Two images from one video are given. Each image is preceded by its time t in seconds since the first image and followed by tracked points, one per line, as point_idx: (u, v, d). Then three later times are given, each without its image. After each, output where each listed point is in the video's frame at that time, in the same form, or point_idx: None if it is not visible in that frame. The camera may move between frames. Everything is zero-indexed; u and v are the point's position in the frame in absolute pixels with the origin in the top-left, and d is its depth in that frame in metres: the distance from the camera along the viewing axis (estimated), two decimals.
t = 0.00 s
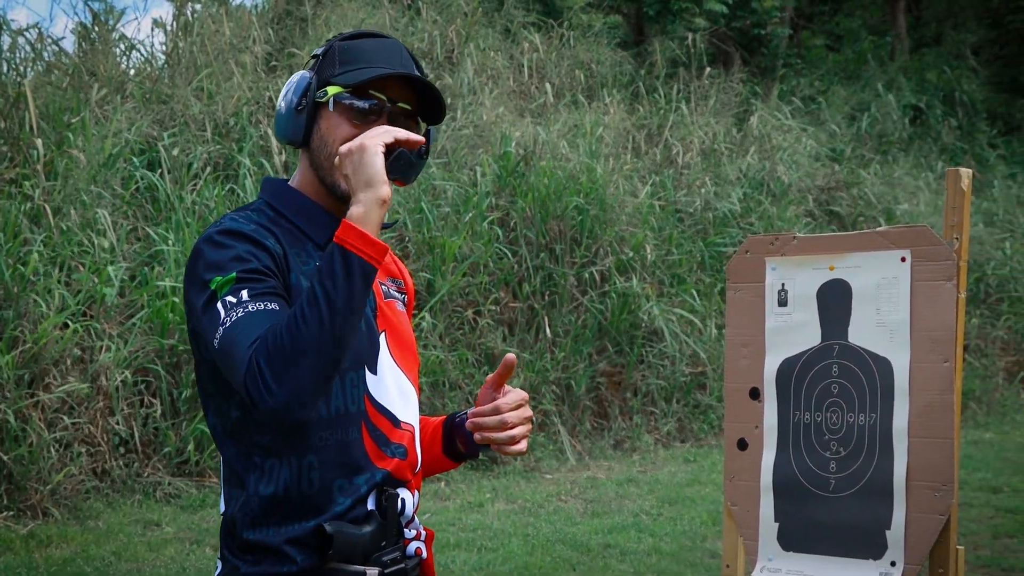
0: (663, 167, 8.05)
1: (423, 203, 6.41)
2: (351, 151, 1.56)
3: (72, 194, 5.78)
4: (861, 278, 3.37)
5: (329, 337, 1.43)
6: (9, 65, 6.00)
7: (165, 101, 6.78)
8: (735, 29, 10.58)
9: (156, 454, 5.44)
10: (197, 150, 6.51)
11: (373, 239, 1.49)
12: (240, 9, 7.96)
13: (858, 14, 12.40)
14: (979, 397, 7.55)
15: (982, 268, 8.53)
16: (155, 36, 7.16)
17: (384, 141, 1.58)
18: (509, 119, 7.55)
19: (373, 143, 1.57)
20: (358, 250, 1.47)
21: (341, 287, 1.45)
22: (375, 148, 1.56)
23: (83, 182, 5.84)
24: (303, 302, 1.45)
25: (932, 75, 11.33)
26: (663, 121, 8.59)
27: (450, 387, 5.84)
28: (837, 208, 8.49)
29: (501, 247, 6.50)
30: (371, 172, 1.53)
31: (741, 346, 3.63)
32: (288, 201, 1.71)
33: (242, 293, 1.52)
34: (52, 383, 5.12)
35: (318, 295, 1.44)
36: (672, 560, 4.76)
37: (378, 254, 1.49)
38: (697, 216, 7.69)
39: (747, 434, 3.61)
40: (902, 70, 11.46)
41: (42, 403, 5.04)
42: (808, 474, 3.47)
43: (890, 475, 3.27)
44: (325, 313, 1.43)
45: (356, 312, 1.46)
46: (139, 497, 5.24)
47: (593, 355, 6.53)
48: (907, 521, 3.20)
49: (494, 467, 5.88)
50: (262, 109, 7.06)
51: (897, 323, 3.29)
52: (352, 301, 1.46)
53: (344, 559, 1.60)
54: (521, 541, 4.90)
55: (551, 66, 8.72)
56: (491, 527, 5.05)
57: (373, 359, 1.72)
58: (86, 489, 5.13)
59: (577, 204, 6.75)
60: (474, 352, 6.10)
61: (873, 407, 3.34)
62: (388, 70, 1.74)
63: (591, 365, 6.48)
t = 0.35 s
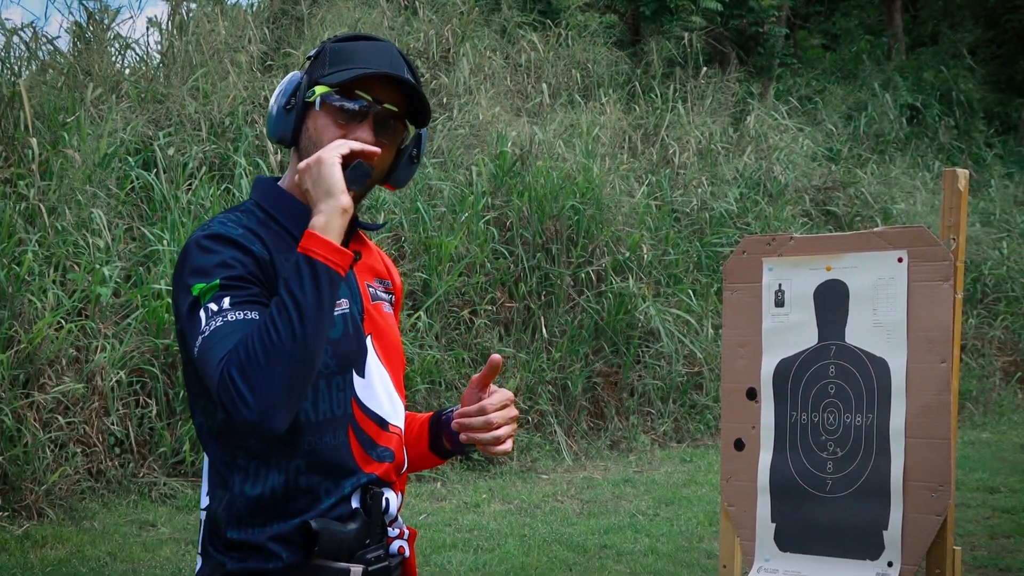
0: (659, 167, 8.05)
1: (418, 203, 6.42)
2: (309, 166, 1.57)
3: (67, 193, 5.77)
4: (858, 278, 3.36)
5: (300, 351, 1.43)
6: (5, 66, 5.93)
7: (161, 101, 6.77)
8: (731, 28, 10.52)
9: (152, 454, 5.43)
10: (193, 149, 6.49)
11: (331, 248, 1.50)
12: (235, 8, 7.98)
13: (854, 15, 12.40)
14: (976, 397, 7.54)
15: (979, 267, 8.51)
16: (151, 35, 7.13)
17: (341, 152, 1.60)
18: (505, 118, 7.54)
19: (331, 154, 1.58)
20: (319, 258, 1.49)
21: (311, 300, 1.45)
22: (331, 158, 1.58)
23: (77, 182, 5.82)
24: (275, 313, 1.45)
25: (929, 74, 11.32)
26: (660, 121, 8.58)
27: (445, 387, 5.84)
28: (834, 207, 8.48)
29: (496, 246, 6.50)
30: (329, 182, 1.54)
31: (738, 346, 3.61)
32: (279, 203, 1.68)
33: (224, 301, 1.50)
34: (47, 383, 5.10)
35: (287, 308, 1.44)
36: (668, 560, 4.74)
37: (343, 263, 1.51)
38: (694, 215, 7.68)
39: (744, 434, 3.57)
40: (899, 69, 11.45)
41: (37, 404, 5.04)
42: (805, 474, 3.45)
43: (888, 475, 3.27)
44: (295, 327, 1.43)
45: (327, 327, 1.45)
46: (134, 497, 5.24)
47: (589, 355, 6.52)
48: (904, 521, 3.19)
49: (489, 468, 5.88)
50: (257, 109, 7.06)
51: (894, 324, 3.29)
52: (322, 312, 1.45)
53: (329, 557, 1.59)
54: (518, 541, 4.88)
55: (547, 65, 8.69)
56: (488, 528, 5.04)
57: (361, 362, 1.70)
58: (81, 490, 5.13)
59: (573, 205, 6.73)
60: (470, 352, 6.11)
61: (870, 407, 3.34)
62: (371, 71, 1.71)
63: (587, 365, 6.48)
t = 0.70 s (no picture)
0: (659, 167, 8.04)
1: (418, 203, 6.42)
2: (323, 189, 1.51)
3: (67, 193, 5.76)
4: (859, 278, 3.36)
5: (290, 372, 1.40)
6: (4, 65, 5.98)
7: (160, 100, 6.75)
8: (731, 28, 10.53)
9: (151, 454, 5.42)
10: (192, 149, 6.48)
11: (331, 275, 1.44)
12: (234, 9, 7.99)
13: (854, 15, 12.39)
14: (975, 397, 7.54)
15: (978, 267, 8.50)
16: (150, 35, 7.14)
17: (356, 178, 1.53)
18: (505, 118, 7.53)
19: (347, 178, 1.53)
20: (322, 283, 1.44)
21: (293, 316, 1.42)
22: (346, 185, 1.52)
23: (77, 182, 5.81)
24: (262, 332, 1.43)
25: (928, 74, 11.32)
26: (659, 120, 8.58)
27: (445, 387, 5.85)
28: (834, 207, 8.47)
29: (496, 246, 6.50)
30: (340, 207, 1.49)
31: (739, 346, 3.59)
32: (273, 206, 1.70)
33: (215, 311, 1.50)
34: (47, 383, 5.10)
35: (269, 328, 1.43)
36: (669, 561, 4.73)
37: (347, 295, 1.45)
38: (694, 215, 7.68)
39: (744, 434, 3.56)
40: (899, 68, 11.44)
41: (36, 403, 5.04)
42: (806, 475, 3.44)
43: (889, 475, 3.26)
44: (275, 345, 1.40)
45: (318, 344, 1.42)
46: (133, 498, 5.24)
47: (589, 355, 6.52)
48: (905, 522, 3.19)
49: (489, 468, 5.87)
50: (257, 108, 7.06)
51: (895, 324, 3.28)
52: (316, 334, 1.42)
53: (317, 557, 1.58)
54: (518, 542, 4.88)
55: (547, 65, 8.69)
56: (487, 528, 5.04)
57: (353, 365, 1.70)
58: (80, 490, 5.14)
59: (572, 205, 6.71)
60: (470, 351, 6.10)
61: (871, 408, 3.34)
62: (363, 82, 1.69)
63: (587, 365, 6.48)
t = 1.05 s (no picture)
0: (659, 168, 8.05)
1: (418, 204, 6.42)
2: (319, 198, 1.53)
3: (68, 194, 5.76)
4: (861, 283, 3.36)
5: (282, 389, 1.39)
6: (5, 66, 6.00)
7: (160, 101, 6.75)
8: (731, 28, 10.53)
9: (152, 456, 5.41)
10: (192, 150, 6.48)
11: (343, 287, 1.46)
12: (235, 10, 8.00)
13: (854, 15, 12.40)
14: (976, 398, 7.54)
15: (978, 267, 8.50)
16: (150, 35, 7.14)
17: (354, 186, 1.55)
18: (505, 119, 7.53)
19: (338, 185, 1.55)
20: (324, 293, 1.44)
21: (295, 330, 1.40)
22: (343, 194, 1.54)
23: (77, 183, 5.81)
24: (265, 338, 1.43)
25: (929, 74, 11.32)
26: (659, 121, 8.58)
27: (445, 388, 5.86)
28: (834, 208, 8.48)
29: (497, 247, 6.50)
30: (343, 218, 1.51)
31: (741, 350, 3.59)
32: (276, 210, 1.69)
33: (215, 319, 1.50)
34: (47, 385, 5.10)
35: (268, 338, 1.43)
36: (670, 562, 4.73)
37: (344, 300, 1.45)
38: (694, 216, 7.67)
39: (747, 438, 3.56)
40: (899, 68, 11.44)
41: (37, 405, 5.05)
42: (808, 479, 3.45)
43: (892, 480, 3.26)
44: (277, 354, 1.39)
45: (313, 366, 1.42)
46: (134, 499, 5.24)
47: (589, 356, 6.52)
48: (908, 526, 3.20)
49: (490, 469, 5.88)
50: (257, 109, 7.07)
51: (897, 328, 3.29)
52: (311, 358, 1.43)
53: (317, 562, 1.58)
54: (519, 543, 4.89)
55: (547, 66, 8.69)
56: (488, 529, 5.05)
57: (355, 372, 1.70)
58: (81, 491, 5.14)
59: (573, 206, 6.71)
60: (471, 352, 6.10)
61: (874, 412, 3.34)
62: (372, 99, 1.69)
63: (587, 367, 6.48)
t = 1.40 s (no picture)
0: (659, 168, 8.05)
1: (418, 205, 6.41)
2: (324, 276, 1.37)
3: (67, 195, 5.75)
4: (862, 284, 3.36)
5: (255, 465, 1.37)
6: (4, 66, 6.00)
7: (160, 101, 6.74)
8: (731, 28, 10.53)
9: (152, 456, 5.41)
10: (192, 151, 6.48)
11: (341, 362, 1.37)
12: (235, 10, 8.00)
13: (854, 15, 12.39)
14: (976, 398, 7.54)
15: (978, 267, 8.49)
16: (149, 35, 7.14)
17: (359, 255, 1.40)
18: (505, 119, 7.53)
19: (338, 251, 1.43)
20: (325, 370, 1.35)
21: (284, 397, 1.34)
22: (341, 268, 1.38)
23: (77, 183, 5.81)
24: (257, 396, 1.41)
25: (928, 74, 11.32)
26: (659, 121, 8.58)
27: (445, 389, 5.86)
28: (833, 208, 8.48)
29: (496, 247, 6.49)
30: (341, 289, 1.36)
31: (741, 351, 3.58)
32: (282, 220, 1.68)
33: (209, 352, 1.49)
34: (47, 385, 5.09)
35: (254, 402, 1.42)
36: (669, 563, 4.73)
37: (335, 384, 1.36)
38: (694, 216, 7.67)
39: (748, 440, 3.55)
40: (899, 69, 11.43)
41: (37, 405, 5.04)
42: (809, 480, 3.44)
43: (892, 481, 3.26)
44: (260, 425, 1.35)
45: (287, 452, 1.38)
46: (133, 499, 5.24)
47: (589, 356, 6.52)
48: (908, 527, 3.19)
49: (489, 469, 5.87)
50: (257, 109, 7.07)
51: (897, 329, 3.29)
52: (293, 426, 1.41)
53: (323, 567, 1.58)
54: (518, 544, 4.88)
55: (546, 66, 8.69)
56: (488, 529, 5.05)
57: (362, 376, 1.71)
58: (80, 492, 5.14)
59: (572, 206, 6.71)
60: (470, 352, 6.09)
61: (874, 414, 3.35)
62: (360, 94, 1.64)
63: (587, 367, 6.48)
